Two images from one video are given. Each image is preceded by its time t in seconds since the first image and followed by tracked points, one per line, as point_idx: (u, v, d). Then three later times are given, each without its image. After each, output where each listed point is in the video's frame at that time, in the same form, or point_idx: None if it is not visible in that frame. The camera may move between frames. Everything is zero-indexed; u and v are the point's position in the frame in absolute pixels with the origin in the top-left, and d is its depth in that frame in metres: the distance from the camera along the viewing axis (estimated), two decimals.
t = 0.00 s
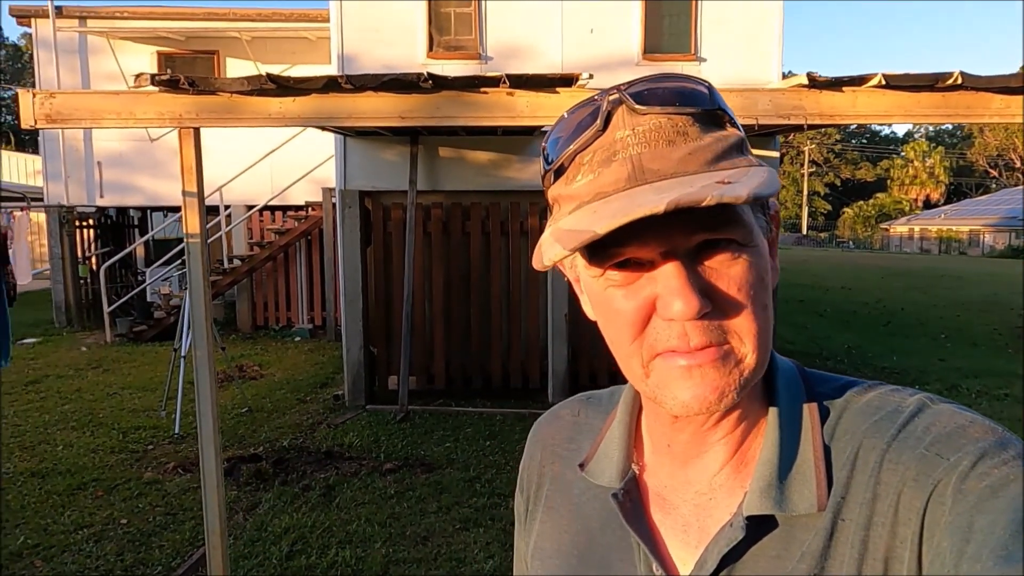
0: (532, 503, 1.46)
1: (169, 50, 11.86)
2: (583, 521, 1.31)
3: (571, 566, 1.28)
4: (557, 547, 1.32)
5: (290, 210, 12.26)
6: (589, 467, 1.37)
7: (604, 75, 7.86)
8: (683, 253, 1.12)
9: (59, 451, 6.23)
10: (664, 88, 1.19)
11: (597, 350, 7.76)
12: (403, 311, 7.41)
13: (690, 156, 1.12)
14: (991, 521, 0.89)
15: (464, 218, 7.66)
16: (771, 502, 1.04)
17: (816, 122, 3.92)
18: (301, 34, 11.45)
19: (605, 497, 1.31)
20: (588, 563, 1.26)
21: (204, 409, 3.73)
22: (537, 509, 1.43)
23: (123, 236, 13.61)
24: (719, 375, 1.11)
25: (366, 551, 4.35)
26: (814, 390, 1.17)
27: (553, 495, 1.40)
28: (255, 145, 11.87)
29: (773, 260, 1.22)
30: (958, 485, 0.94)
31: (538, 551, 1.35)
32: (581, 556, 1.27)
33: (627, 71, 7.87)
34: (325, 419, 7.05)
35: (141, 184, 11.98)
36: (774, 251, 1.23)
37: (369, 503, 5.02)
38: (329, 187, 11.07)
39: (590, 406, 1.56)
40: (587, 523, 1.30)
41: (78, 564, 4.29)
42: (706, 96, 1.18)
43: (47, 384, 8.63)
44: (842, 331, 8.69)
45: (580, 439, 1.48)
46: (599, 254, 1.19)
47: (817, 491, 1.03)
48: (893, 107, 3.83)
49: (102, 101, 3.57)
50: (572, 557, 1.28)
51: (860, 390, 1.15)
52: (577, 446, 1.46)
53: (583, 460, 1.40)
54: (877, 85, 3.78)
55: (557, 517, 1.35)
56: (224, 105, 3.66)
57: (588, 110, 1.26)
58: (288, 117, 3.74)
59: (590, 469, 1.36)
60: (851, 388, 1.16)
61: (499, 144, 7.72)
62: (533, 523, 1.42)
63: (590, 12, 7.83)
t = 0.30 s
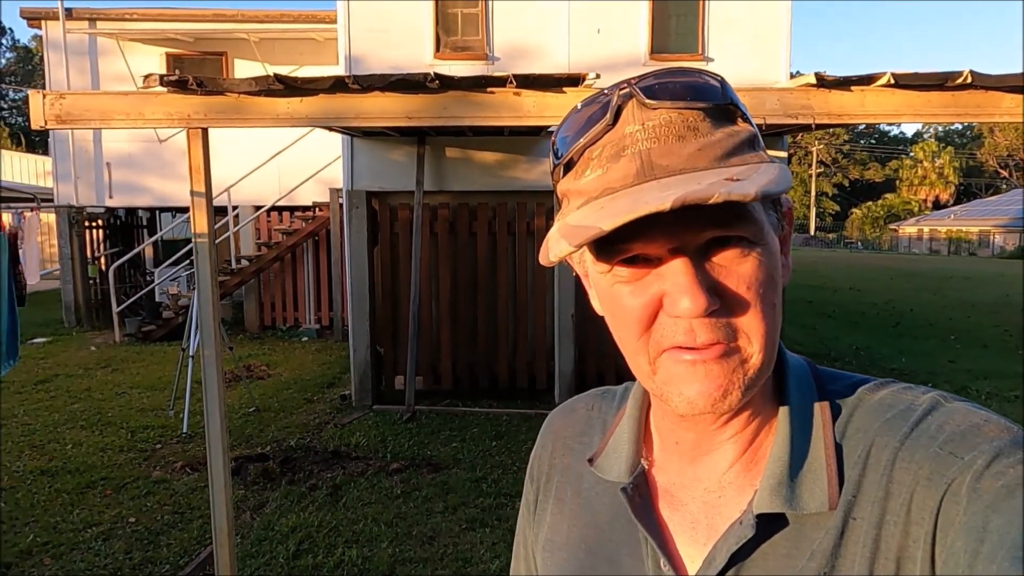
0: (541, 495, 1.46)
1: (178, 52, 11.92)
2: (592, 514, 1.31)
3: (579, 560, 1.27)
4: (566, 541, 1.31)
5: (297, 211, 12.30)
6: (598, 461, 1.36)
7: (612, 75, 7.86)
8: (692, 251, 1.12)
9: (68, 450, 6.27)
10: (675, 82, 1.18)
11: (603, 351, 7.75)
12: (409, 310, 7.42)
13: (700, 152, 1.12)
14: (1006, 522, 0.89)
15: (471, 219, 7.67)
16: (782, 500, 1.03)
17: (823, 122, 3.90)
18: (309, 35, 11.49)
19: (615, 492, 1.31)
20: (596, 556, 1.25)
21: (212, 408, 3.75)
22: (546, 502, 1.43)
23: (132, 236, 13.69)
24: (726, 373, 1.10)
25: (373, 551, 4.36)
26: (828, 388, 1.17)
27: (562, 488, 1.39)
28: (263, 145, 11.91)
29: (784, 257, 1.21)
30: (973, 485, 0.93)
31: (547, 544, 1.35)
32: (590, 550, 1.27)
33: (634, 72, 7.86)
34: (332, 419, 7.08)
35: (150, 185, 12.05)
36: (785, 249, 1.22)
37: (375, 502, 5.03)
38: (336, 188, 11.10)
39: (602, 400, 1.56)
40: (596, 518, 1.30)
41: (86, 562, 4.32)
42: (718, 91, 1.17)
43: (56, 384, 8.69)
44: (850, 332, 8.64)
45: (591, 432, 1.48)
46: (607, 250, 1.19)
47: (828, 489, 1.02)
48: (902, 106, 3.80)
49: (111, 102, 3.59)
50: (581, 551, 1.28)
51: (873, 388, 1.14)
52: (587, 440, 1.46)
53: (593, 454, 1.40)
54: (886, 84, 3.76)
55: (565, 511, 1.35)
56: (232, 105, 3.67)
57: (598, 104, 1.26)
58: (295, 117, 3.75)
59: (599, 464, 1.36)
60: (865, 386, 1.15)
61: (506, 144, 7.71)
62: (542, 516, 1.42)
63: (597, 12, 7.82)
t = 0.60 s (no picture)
0: (543, 493, 1.45)
1: (185, 56, 11.99)
2: (593, 511, 1.30)
3: (580, 557, 1.27)
4: (567, 538, 1.31)
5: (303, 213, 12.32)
6: (600, 459, 1.36)
7: (617, 75, 7.85)
8: (696, 247, 1.11)
9: (77, 452, 6.30)
10: (682, 78, 1.18)
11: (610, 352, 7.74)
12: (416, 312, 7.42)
13: (705, 148, 1.11)
14: (1010, 520, 0.87)
15: (476, 220, 7.68)
16: (782, 497, 1.03)
17: (829, 121, 3.86)
18: (315, 38, 11.53)
19: (616, 488, 1.30)
20: (597, 554, 1.24)
21: (218, 410, 3.75)
22: (548, 500, 1.42)
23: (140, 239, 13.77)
24: (730, 369, 1.09)
25: (379, 552, 4.36)
26: (831, 385, 1.15)
27: (564, 486, 1.39)
28: (269, 148, 11.96)
29: (789, 255, 1.20)
30: (975, 483, 0.92)
31: (548, 541, 1.34)
32: (591, 547, 1.26)
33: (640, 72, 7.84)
34: (339, 421, 7.09)
35: (157, 188, 12.11)
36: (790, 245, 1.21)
37: (382, 504, 5.03)
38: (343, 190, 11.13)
39: (605, 398, 1.55)
40: (598, 514, 1.29)
41: (95, 563, 4.33)
42: (724, 88, 1.16)
43: (66, 386, 8.73)
44: (858, 332, 8.58)
45: (593, 430, 1.47)
46: (610, 245, 1.18)
47: (830, 487, 1.01)
48: (909, 104, 3.77)
49: (117, 105, 3.60)
50: (582, 548, 1.27)
51: (876, 385, 1.13)
52: (590, 438, 1.45)
53: (595, 451, 1.39)
54: (892, 83, 3.74)
55: (567, 508, 1.35)
56: (237, 108, 3.68)
57: (604, 99, 1.25)
58: (299, 119, 3.75)
59: (601, 461, 1.35)
60: (868, 383, 1.14)
61: (511, 146, 7.67)
62: (544, 514, 1.41)
63: (602, 13, 7.82)
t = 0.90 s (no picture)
0: (551, 491, 1.44)
1: (190, 58, 12.05)
2: (601, 509, 1.29)
3: (588, 555, 1.26)
4: (575, 535, 1.30)
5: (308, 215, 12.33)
6: (608, 457, 1.35)
7: (622, 75, 7.84)
8: (704, 245, 1.10)
9: (84, 453, 6.32)
10: (688, 75, 1.17)
11: (615, 353, 7.73)
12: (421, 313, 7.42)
13: (713, 146, 1.10)
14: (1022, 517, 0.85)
15: (481, 221, 7.67)
16: (791, 495, 1.02)
17: (836, 120, 3.84)
18: (320, 40, 11.57)
19: (624, 487, 1.29)
20: (604, 551, 1.24)
21: (223, 411, 3.75)
22: (556, 497, 1.41)
23: (146, 241, 13.82)
24: (738, 368, 1.08)
25: (385, 553, 4.36)
26: (841, 383, 1.14)
27: (571, 484, 1.38)
28: (274, 149, 11.99)
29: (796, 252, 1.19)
30: (986, 479, 0.90)
31: (556, 538, 1.33)
32: (598, 545, 1.25)
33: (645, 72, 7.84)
34: (344, 421, 7.10)
35: (163, 191, 12.15)
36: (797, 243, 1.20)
37: (388, 505, 5.03)
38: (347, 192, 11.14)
39: (613, 396, 1.54)
40: (605, 512, 1.28)
41: (101, 564, 4.34)
42: (731, 84, 1.15)
43: (73, 388, 8.77)
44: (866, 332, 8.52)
45: (601, 427, 1.46)
46: (617, 244, 1.17)
47: (840, 484, 1.00)
48: (916, 102, 3.77)
49: (123, 107, 3.60)
50: (589, 545, 1.27)
51: (885, 383, 1.11)
52: (597, 436, 1.44)
53: (603, 449, 1.38)
54: (899, 81, 3.72)
55: (575, 506, 1.34)
56: (242, 109, 3.68)
57: (610, 97, 1.24)
58: (305, 120, 3.75)
59: (609, 459, 1.34)
60: (878, 380, 1.13)
61: (517, 147, 7.71)
62: (552, 511, 1.40)
63: (606, 13, 7.81)
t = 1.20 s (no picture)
0: (559, 492, 1.43)
1: (192, 60, 12.06)
2: (610, 509, 1.28)
3: (595, 557, 1.25)
4: (583, 536, 1.29)
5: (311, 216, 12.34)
6: (618, 457, 1.34)
7: (624, 73, 7.82)
8: (717, 239, 1.09)
9: (90, 456, 6.34)
10: (687, 72, 1.16)
11: (619, 351, 7.72)
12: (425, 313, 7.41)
13: (720, 139, 1.09)
14: None
15: (484, 220, 7.62)
16: (803, 497, 1.00)
17: (840, 115, 3.80)
18: (321, 41, 11.56)
19: (634, 488, 1.28)
20: (613, 553, 1.23)
21: (228, 414, 3.75)
22: (564, 499, 1.40)
23: (150, 244, 13.86)
24: (757, 361, 1.07)
25: (392, 554, 4.35)
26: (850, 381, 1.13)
27: (580, 485, 1.37)
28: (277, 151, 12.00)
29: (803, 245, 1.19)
30: (999, 481, 0.89)
31: (565, 540, 1.32)
32: (608, 547, 1.24)
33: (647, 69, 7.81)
34: (349, 422, 7.10)
35: (167, 193, 12.18)
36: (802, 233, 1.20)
37: (394, 505, 5.02)
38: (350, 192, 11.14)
39: (619, 397, 1.53)
40: (614, 513, 1.27)
41: (109, 567, 4.35)
42: (732, 79, 1.15)
43: (79, 391, 8.79)
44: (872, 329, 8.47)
45: (610, 428, 1.45)
46: (628, 243, 1.16)
47: (851, 486, 0.99)
48: (921, 96, 3.72)
49: (125, 110, 3.59)
50: (597, 546, 1.25)
51: (894, 382, 1.10)
52: (605, 437, 1.43)
53: (612, 450, 1.37)
54: (903, 76, 3.69)
55: (585, 506, 1.33)
56: (244, 111, 3.67)
57: (610, 99, 1.23)
58: (307, 121, 3.74)
59: (619, 459, 1.33)
60: (887, 379, 1.12)
61: (518, 146, 7.79)
62: (560, 512, 1.39)
63: (608, 11, 7.79)
